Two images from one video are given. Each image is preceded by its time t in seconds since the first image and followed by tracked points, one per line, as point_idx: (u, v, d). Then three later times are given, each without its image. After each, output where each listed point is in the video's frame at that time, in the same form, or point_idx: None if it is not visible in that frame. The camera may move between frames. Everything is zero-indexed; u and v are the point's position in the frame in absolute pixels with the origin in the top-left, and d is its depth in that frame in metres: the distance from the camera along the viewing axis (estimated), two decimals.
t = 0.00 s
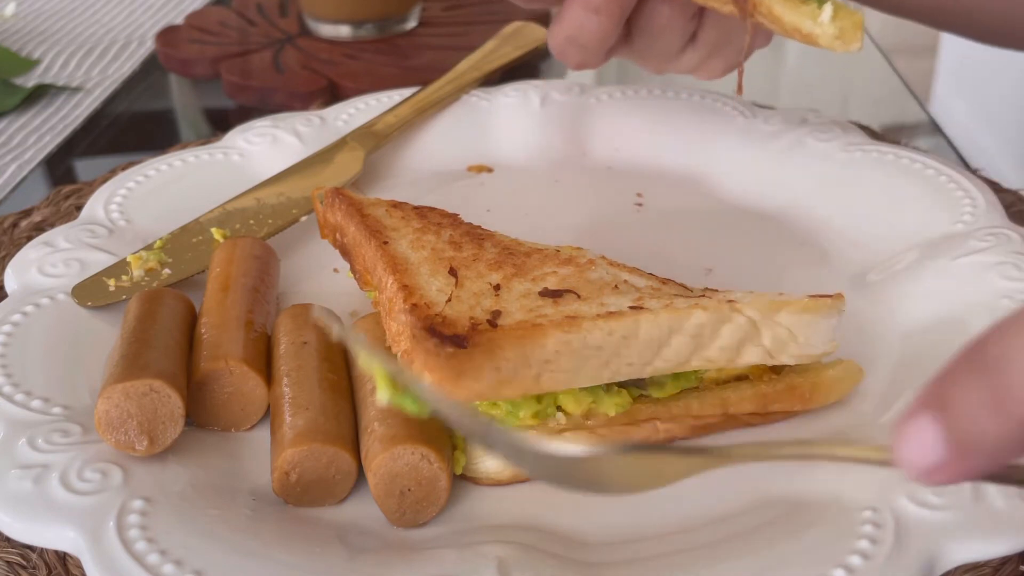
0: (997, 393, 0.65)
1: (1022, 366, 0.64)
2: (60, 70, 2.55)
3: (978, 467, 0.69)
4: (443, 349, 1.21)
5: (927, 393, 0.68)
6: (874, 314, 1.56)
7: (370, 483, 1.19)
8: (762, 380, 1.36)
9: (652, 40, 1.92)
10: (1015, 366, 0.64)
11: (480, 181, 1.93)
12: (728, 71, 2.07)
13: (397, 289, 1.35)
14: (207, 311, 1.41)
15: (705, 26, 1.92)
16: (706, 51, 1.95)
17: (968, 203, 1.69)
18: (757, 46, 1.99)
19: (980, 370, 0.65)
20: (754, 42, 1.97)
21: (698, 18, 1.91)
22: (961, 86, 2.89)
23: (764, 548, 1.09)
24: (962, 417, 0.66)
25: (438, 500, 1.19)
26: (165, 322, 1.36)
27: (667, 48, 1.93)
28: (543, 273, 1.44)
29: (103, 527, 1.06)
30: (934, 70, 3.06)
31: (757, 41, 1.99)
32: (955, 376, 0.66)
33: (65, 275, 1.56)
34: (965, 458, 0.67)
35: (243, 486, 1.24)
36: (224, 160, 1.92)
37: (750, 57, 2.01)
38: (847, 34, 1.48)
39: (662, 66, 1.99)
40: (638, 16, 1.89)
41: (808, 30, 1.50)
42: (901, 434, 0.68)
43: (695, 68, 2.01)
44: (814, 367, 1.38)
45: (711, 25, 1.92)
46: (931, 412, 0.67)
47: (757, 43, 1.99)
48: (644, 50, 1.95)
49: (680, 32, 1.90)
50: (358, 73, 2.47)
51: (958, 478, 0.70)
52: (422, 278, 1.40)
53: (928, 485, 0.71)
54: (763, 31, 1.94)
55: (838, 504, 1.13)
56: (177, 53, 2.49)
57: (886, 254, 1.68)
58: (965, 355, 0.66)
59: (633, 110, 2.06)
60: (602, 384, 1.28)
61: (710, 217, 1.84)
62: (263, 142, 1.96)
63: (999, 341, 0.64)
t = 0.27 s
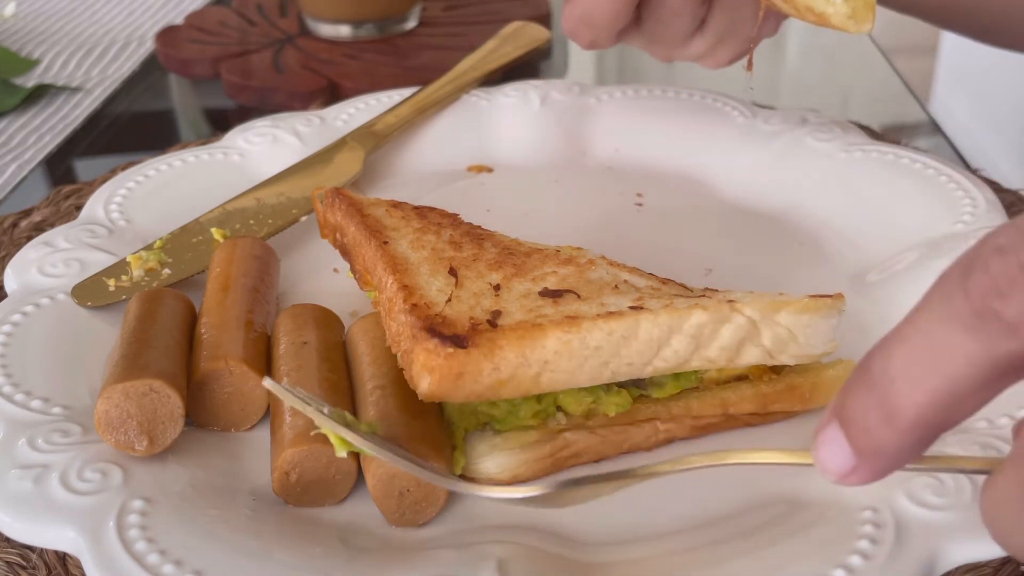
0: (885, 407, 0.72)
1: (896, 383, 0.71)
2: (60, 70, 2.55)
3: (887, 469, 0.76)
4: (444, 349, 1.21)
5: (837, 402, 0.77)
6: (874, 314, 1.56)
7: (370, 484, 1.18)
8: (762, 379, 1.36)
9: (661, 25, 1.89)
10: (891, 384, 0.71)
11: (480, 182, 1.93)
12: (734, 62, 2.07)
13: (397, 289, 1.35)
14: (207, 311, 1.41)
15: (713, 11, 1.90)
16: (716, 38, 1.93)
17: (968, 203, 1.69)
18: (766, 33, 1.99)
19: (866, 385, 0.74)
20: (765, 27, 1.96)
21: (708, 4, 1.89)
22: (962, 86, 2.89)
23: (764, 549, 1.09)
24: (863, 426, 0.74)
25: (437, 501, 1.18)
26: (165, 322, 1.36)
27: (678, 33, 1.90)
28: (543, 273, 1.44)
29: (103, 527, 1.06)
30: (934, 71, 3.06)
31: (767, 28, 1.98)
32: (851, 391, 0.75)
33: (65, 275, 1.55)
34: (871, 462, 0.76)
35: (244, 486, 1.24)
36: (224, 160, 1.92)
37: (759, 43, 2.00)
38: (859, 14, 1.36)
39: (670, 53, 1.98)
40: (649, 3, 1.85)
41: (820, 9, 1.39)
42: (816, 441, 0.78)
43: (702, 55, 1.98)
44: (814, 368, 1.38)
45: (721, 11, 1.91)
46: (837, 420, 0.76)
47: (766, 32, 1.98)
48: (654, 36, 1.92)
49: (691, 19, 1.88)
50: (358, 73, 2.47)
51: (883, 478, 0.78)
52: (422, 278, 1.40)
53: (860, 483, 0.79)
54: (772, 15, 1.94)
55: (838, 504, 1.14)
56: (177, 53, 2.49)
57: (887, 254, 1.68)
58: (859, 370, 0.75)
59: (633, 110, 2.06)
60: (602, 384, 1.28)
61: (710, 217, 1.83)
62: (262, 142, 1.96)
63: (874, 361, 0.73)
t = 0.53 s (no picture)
0: (889, 423, 0.75)
1: (901, 403, 0.73)
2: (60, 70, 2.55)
3: (889, 477, 0.79)
4: (443, 349, 1.21)
5: (841, 412, 0.80)
6: (874, 314, 1.56)
7: (370, 484, 1.18)
8: (762, 379, 1.36)
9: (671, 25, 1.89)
10: (895, 402, 0.74)
11: (480, 182, 1.93)
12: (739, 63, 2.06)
13: (397, 290, 1.35)
14: (207, 311, 1.41)
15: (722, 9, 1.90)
16: (724, 36, 1.93)
17: (969, 203, 1.69)
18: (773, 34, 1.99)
19: (870, 400, 0.76)
20: (771, 27, 1.96)
21: (716, 3, 1.89)
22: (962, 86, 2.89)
23: (764, 549, 1.09)
24: (865, 438, 0.77)
25: (436, 502, 1.18)
26: (165, 322, 1.36)
27: (686, 30, 1.90)
28: (543, 273, 1.44)
29: (103, 527, 1.06)
30: (934, 70, 3.06)
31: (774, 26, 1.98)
32: (854, 404, 0.78)
33: (65, 275, 1.55)
34: (875, 471, 0.79)
35: (243, 486, 1.24)
36: (224, 160, 1.92)
37: (765, 42, 2.00)
38: (869, 11, 1.34)
39: (678, 51, 1.97)
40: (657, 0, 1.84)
41: (831, 5, 1.38)
42: (818, 449, 0.81)
43: (710, 54, 1.98)
44: (814, 368, 1.38)
45: (730, 9, 1.91)
46: (841, 430, 0.79)
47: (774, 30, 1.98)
48: (662, 33, 1.91)
49: (700, 16, 1.87)
50: (358, 73, 2.47)
51: (885, 485, 0.81)
52: (422, 278, 1.40)
53: (863, 489, 0.82)
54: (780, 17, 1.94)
55: (838, 504, 1.14)
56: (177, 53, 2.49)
57: (887, 254, 1.68)
58: (865, 383, 0.77)
59: (634, 110, 2.06)
60: (602, 384, 1.28)
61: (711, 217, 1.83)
62: (262, 142, 1.96)
63: (880, 377, 0.75)
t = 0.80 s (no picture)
0: (898, 456, 0.78)
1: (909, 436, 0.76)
2: (60, 70, 2.55)
3: (897, 508, 0.81)
4: (443, 349, 1.21)
5: (847, 445, 0.82)
6: (875, 314, 1.56)
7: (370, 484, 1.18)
8: (762, 379, 1.36)
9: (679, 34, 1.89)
10: (904, 436, 0.77)
11: (480, 182, 1.93)
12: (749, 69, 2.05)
13: (397, 290, 1.35)
14: (206, 310, 1.41)
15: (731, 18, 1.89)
16: (734, 45, 1.92)
17: (969, 203, 1.69)
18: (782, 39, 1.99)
19: (877, 434, 0.79)
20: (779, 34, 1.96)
21: (726, 11, 1.88)
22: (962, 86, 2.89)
23: (764, 549, 1.09)
24: (874, 470, 0.80)
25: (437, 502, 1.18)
26: (165, 322, 1.36)
27: (696, 40, 1.90)
28: (543, 273, 1.44)
29: (103, 527, 1.06)
30: (934, 70, 3.06)
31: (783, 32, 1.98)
32: (862, 437, 0.80)
33: (65, 275, 1.55)
34: (883, 501, 0.81)
35: (243, 485, 1.24)
36: (224, 160, 1.92)
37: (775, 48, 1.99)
38: (877, 16, 1.35)
39: (688, 60, 1.96)
40: (666, 6, 1.84)
41: (838, 11, 1.38)
42: (827, 483, 0.83)
43: (720, 63, 1.98)
44: (814, 368, 1.38)
45: (740, 17, 1.90)
46: (849, 463, 0.82)
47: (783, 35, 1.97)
48: (672, 41, 1.91)
49: (710, 27, 1.87)
50: (358, 73, 2.47)
51: (892, 515, 0.83)
52: (422, 278, 1.40)
53: (870, 520, 0.84)
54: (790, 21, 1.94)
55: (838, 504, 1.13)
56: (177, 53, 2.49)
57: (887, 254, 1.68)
58: (871, 416, 0.80)
59: (634, 110, 2.06)
60: (602, 383, 1.27)
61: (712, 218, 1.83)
62: (262, 142, 1.96)
63: (887, 412, 0.78)
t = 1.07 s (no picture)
0: (906, 474, 0.77)
1: (918, 454, 0.76)
2: (60, 70, 2.55)
3: (898, 524, 0.81)
4: (443, 349, 1.21)
5: (850, 462, 0.81)
6: (874, 314, 1.56)
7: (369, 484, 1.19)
8: (762, 379, 1.36)
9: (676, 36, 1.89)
10: (914, 454, 0.76)
11: (480, 182, 1.93)
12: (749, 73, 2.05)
13: (396, 289, 1.35)
14: (206, 310, 1.41)
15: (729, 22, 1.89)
16: (733, 48, 1.92)
17: (969, 203, 1.69)
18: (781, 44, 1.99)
19: (885, 452, 0.78)
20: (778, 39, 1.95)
21: (725, 15, 1.88)
22: (962, 86, 2.89)
23: (765, 549, 1.09)
24: (879, 487, 0.79)
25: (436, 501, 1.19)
26: (165, 322, 1.36)
27: (694, 41, 1.90)
28: (543, 273, 1.44)
29: (103, 527, 1.06)
30: (934, 70, 3.06)
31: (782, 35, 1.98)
32: (866, 454, 0.79)
33: (65, 275, 1.55)
34: (887, 517, 0.80)
35: (243, 485, 1.24)
36: (224, 160, 1.92)
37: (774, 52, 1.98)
38: (874, 23, 1.36)
39: (686, 62, 1.96)
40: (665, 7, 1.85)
41: (834, 17, 1.38)
42: (829, 500, 0.81)
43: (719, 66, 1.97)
44: (814, 367, 1.38)
45: (738, 21, 1.89)
46: (852, 481, 0.80)
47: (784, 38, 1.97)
48: (671, 42, 1.91)
49: (707, 28, 1.87)
50: (358, 73, 2.47)
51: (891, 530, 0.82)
52: (422, 278, 1.40)
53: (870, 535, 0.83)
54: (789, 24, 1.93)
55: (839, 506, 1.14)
56: (177, 53, 2.49)
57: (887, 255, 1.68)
58: (876, 433, 0.79)
59: (634, 110, 2.06)
60: (602, 384, 1.27)
61: (712, 218, 1.83)
62: (262, 142, 1.96)
63: (896, 431, 0.77)
